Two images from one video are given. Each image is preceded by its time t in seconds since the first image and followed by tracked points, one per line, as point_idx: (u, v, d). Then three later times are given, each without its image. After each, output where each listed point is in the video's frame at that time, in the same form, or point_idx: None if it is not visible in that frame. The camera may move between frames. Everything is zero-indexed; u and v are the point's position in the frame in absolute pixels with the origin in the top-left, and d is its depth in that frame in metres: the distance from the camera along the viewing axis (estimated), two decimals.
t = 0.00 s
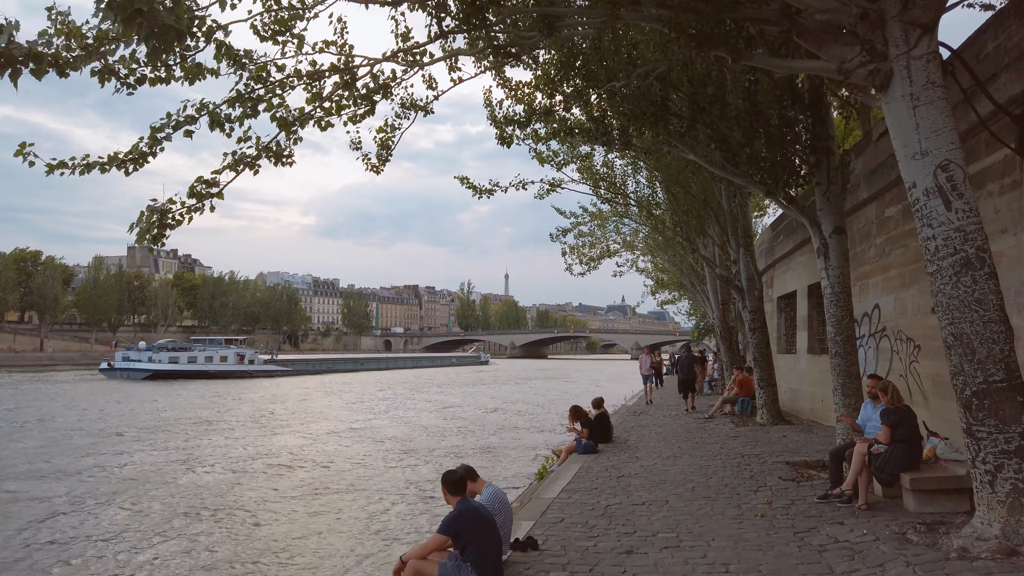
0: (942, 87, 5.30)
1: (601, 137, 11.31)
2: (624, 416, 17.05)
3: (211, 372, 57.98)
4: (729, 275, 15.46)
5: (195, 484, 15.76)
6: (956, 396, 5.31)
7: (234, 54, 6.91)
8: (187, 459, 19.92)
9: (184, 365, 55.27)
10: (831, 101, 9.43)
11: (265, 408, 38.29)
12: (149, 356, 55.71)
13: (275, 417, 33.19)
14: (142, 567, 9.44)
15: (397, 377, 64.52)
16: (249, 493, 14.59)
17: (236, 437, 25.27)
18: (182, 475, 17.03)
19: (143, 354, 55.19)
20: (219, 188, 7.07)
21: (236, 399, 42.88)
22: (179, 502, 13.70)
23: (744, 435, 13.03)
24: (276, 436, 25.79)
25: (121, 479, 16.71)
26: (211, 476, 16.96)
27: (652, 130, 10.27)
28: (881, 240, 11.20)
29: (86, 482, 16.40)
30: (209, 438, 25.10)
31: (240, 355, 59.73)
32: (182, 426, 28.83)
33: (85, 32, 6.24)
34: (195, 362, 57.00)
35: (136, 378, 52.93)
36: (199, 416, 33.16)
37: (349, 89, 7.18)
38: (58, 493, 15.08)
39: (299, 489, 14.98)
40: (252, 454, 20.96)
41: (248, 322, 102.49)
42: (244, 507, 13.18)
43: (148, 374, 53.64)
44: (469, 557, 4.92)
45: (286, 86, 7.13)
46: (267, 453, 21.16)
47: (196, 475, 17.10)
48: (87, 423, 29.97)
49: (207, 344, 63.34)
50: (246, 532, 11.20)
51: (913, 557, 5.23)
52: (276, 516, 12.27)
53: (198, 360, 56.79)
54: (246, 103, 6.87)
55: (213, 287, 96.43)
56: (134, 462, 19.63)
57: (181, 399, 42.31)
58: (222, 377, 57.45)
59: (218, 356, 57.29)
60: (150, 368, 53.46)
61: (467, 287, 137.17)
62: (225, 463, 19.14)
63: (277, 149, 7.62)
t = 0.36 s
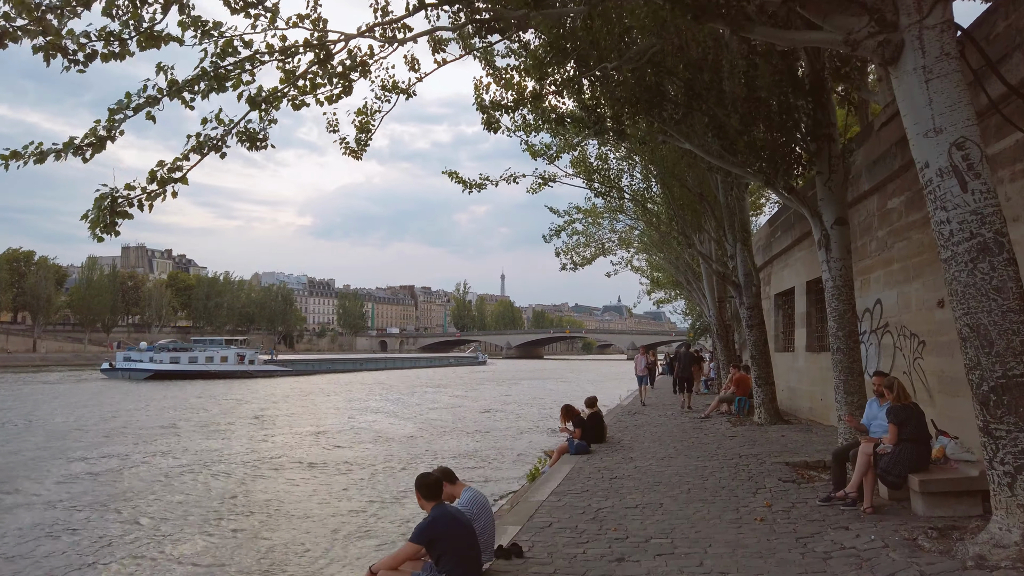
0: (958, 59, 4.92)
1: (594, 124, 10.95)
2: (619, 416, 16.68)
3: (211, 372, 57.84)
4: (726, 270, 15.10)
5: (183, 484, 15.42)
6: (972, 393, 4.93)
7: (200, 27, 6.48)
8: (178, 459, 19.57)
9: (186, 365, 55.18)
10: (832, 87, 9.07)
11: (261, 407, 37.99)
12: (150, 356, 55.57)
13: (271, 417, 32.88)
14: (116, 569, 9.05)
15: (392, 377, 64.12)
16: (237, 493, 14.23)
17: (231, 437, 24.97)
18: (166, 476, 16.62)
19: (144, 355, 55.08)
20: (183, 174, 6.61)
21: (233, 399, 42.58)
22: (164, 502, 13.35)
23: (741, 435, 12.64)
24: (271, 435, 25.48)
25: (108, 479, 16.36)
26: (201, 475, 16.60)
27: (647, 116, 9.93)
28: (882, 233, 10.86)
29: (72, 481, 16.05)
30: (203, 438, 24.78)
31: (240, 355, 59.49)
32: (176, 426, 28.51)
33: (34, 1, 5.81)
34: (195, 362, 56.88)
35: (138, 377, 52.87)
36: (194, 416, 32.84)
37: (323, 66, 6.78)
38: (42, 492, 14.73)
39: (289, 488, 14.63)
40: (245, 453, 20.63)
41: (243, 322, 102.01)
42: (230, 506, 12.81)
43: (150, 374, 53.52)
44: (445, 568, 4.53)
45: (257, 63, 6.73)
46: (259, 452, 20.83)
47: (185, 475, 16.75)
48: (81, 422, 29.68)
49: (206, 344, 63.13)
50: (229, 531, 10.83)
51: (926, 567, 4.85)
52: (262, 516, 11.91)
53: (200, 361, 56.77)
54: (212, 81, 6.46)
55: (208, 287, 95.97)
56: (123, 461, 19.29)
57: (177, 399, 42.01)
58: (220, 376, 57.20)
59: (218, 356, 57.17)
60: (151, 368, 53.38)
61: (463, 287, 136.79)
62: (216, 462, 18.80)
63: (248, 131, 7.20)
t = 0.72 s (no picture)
0: (973, 34, 4.53)
1: (584, 115, 10.54)
2: (612, 418, 16.28)
3: (212, 372, 57.75)
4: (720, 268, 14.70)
5: (168, 486, 15.03)
6: (990, 400, 4.51)
7: None
8: (166, 460, 19.21)
9: (187, 365, 55.05)
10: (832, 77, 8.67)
11: (255, 407, 37.62)
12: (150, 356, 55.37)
13: (264, 417, 32.55)
14: None
15: (385, 377, 63.67)
16: (221, 495, 13.84)
17: (223, 437, 24.63)
18: (147, 479, 16.18)
19: (144, 354, 54.99)
20: (134, 164, 6.14)
21: (226, 399, 42.23)
22: (145, 505, 12.96)
23: (737, 438, 12.22)
24: (262, 435, 25.11)
25: (91, 480, 15.99)
26: (186, 477, 16.21)
27: (639, 107, 9.51)
28: (883, 229, 10.48)
29: (54, 483, 15.66)
30: (194, 438, 24.43)
31: (239, 355, 59.17)
32: (167, 426, 28.16)
33: None
34: (195, 362, 56.72)
35: (137, 377, 52.74)
36: (187, 416, 32.52)
37: (289, 44, 6.32)
38: (19, 497, 14.28)
39: (275, 491, 14.24)
40: (234, 454, 20.26)
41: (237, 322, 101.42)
42: (212, 510, 12.42)
43: (149, 374, 53.36)
44: None
45: (218, 43, 6.31)
46: (249, 453, 20.46)
47: (171, 476, 16.37)
48: (72, 423, 29.36)
49: (201, 345, 62.85)
50: (206, 540, 10.39)
51: None
52: (243, 521, 11.51)
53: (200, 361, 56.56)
54: (167, 58, 6.01)
55: (202, 287, 95.44)
56: (110, 463, 18.92)
57: (170, 399, 41.69)
58: (214, 375, 56.84)
59: (218, 356, 56.96)
60: (153, 367, 53.30)
61: (458, 286, 136.20)
62: (204, 463, 18.44)
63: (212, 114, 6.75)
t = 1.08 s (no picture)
0: None
1: (580, 100, 10.15)
2: (607, 418, 15.86)
3: (210, 372, 57.47)
4: (719, 264, 14.31)
5: (153, 487, 14.62)
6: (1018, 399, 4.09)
7: None
8: (154, 460, 18.82)
9: (186, 365, 54.78)
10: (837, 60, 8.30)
11: (249, 407, 37.22)
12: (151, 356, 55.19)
13: (258, 416, 32.17)
14: None
15: (380, 377, 63.25)
16: (205, 497, 13.44)
17: (215, 438, 24.24)
18: (131, 479, 15.74)
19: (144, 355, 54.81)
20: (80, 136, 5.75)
21: (221, 399, 41.85)
22: (126, 506, 12.55)
23: (735, 439, 11.82)
24: (254, 435, 24.70)
25: (75, 481, 15.59)
26: (172, 478, 15.80)
27: (635, 92, 9.11)
28: (889, 222, 10.12)
29: (36, 484, 15.21)
30: (184, 438, 24.02)
31: (240, 355, 58.92)
32: (158, 426, 27.75)
33: None
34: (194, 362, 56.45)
35: (136, 377, 52.54)
36: (180, 416, 32.13)
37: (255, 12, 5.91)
38: None
39: (261, 492, 13.83)
40: (224, 454, 19.86)
41: (232, 321, 100.84)
42: (194, 512, 12.02)
43: (150, 375, 53.24)
44: None
45: (180, 12, 5.90)
46: (239, 453, 20.05)
47: (156, 477, 15.97)
48: (63, 422, 28.98)
49: (198, 345, 62.44)
50: (184, 544, 9.95)
51: None
52: (226, 524, 11.09)
53: (194, 360, 56.17)
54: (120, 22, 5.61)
55: (196, 286, 94.85)
56: (97, 463, 18.51)
57: (164, 399, 41.30)
58: (210, 375, 56.47)
59: (218, 356, 56.70)
60: (153, 368, 53.06)
61: (454, 286, 135.74)
62: (193, 463, 18.05)
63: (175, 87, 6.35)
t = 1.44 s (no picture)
0: None
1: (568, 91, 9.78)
2: (598, 420, 15.48)
3: (206, 372, 57.23)
4: (712, 263, 13.94)
5: (133, 489, 14.25)
6: None
7: None
8: (139, 461, 18.47)
9: (181, 365, 54.55)
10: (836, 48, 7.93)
11: (240, 406, 36.86)
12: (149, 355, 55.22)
13: (249, 416, 31.81)
14: None
15: (372, 377, 62.83)
16: (185, 499, 13.06)
17: (204, 437, 23.90)
18: (109, 481, 15.31)
19: (141, 354, 54.69)
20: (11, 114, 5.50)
21: (212, 399, 41.50)
22: (103, 509, 12.18)
23: (729, 441, 11.47)
24: (244, 435, 24.36)
25: (56, 482, 15.22)
26: (154, 479, 15.43)
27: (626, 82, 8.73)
28: (889, 218, 9.76)
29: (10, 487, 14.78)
30: (171, 438, 23.64)
31: (238, 354, 58.73)
32: (149, 426, 27.43)
33: None
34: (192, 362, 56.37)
35: (134, 377, 52.48)
36: (170, 415, 31.77)
37: None
38: None
39: (243, 494, 13.46)
40: (211, 455, 19.51)
41: (223, 321, 100.19)
42: (172, 515, 11.64)
43: (148, 375, 53.16)
44: None
45: None
46: (226, 454, 19.70)
47: (138, 478, 15.60)
48: (50, 422, 28.61)
49: (190, 345, 61.95)
50: (155, 552, 9.53)
51: None
52: (203, 529, 10.71)
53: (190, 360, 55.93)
54: None
55: (187, 286, 94.17)
56: (80, 464, 18.14)
57: (155, 399, 40.94)
58: (203, 374, 56.17)
59: (216, 356, 56.57)
60: (148, 368, 52.77)
61: (446, 287, 135.31)
62: (178, 463, 17.71)
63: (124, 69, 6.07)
